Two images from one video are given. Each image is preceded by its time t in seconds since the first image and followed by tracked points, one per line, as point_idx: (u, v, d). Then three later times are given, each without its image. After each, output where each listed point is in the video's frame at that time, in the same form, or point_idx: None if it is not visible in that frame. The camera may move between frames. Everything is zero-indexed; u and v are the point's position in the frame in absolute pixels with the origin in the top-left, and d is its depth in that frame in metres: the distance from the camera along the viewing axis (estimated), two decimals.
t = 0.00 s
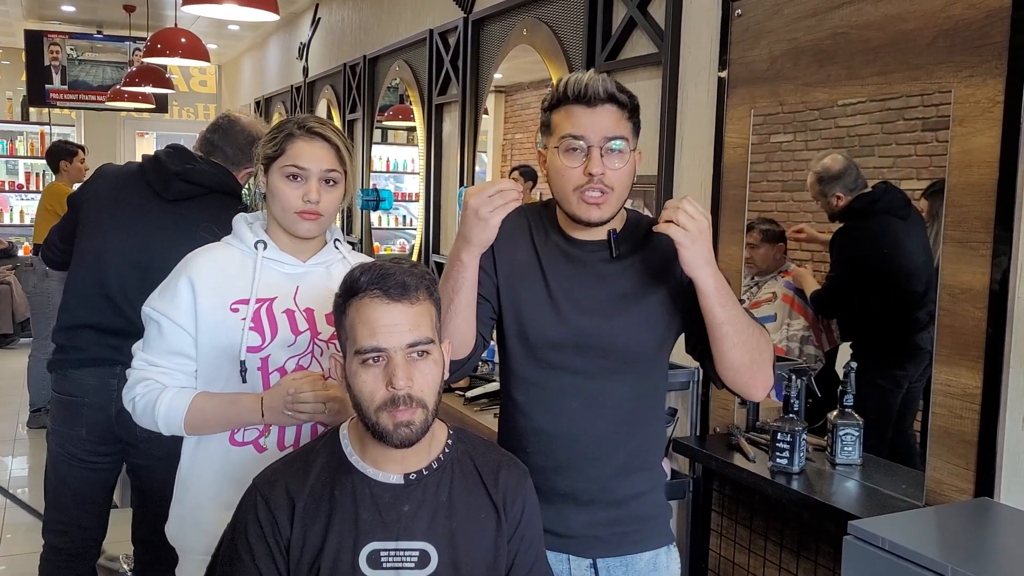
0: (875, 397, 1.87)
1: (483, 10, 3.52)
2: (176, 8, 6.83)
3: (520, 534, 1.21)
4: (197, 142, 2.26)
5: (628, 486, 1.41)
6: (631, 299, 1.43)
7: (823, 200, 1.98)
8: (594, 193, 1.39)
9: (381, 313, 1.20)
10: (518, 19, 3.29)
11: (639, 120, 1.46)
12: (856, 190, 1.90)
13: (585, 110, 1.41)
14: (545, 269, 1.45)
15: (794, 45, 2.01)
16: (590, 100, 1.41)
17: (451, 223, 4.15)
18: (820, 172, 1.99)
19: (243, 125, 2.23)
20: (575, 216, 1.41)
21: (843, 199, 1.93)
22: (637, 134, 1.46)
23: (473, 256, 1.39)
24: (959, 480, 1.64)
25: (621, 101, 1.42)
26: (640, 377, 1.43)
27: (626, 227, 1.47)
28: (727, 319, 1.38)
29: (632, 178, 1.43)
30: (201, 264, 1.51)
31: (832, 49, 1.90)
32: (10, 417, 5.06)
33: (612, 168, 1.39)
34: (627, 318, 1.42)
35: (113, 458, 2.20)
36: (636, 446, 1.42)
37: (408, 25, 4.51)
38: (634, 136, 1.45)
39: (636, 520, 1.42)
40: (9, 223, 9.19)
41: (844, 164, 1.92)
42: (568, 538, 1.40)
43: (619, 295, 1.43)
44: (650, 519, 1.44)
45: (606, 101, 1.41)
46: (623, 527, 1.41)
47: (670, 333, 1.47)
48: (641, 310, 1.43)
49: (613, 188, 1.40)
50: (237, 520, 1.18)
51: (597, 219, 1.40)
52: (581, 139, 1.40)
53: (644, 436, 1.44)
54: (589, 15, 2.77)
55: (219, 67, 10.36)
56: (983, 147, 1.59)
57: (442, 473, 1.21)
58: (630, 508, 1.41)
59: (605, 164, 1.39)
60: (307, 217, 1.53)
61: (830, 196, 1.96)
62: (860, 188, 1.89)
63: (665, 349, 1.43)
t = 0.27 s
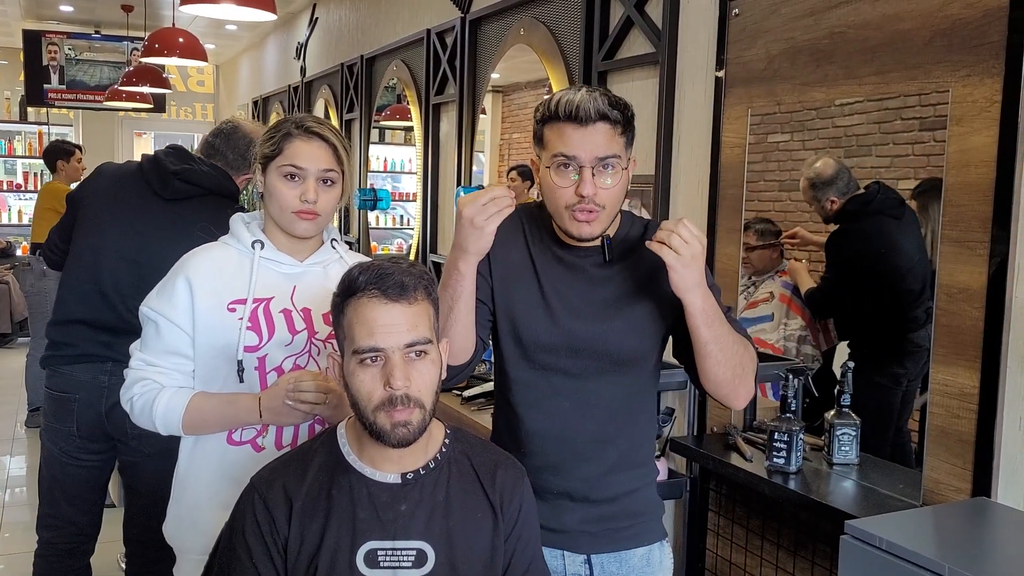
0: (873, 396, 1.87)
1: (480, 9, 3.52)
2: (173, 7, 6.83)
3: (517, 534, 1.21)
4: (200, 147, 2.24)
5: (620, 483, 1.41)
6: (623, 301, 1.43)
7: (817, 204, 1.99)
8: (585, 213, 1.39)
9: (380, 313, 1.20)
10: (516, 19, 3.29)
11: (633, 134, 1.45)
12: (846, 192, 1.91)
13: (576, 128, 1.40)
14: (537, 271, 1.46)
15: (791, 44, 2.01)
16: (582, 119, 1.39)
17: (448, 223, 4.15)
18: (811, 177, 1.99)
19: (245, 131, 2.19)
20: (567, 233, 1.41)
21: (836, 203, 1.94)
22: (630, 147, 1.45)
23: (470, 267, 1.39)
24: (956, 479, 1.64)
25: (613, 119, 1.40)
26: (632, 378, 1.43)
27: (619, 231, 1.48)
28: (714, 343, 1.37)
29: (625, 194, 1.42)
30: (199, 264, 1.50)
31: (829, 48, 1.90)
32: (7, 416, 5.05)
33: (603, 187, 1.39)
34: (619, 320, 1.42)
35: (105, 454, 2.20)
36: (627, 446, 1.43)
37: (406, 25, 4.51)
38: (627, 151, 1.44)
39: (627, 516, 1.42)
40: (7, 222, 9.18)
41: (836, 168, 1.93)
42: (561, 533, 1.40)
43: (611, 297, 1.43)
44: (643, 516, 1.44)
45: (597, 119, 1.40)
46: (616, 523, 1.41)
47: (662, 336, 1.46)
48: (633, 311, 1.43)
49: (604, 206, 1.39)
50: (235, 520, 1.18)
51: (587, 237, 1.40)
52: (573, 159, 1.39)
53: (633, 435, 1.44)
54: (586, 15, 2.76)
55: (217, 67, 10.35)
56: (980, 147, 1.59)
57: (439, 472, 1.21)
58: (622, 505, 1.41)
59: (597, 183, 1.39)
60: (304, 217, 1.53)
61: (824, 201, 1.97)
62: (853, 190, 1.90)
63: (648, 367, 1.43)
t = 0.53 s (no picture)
0: (872, 396, 1.87)
1: (480, 9, 3.52)
2: (172, 7, 6.83)
3: (518, 533, 1.21)
4: (202, 146, 2.23)
5: (620, 484, 1.42)
6: (622, 304, 1.44)
7: (813, 206, 2.00)
8: (587, 202, 1.40)
9: (381, 314, 1.20)
10: (515, 19, 3.30)
11: (634, 130, 1.47)
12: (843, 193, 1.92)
13: (579, 119, 1.41)
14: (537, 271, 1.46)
15: (790, 45, 2.01)
16: (584, 110, 1.41)
17: (447, 223, 4.15)
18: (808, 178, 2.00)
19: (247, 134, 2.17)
20: (569, 223, 1.41)
21: (832, 204, 1.95)
22: (631, 140, 1.47)
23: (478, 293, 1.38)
24: (956, 479, 1.64)
25: (615, 110, 1.42)
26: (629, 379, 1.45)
27: (622, 229, 1.47)
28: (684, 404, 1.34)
29: (626, 185, 1.43)
30: (200, 264, 1.50)
31: (828, 48, 1.90)
32: (7, 416, 5.04)
33: (605, 178, 1.40)
34: (617, 323, 1.43)
35: (105, 453, 2.21)
36: (627, 447, 1.43)
37: (405, 25, 4.51)
38: (628, 144, 1.45)
39: (628, 515, 1.42)
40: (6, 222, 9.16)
41: (832, 170, 1.94)
42: (563, 534, 1.40)
43: (609, 300, 1.44)
44: (645, 516, 1.44)
45: (600, 111, 1.41)
46: (618, 523, 1.41)
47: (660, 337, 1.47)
48: (632, 315, 1.44)
49: (606, 198, 1.40)
50: (236, 520, 1.18)
51: (590, 227, 1.40)
52: (575, 149, 1.41)
53: (633, 435, 1.44)
54: (586, 15, 2.76)
55: (216, 67, 10.35)
56: (979, 147, 1.59)
57: (440, 472, 1.21)
58: (623, 505, 1.42)
59: (599, 173, 1.40)
60: (304, 218, 1.53)
61: (820, 203, 1.98)
62: (848, 191, 1.91)
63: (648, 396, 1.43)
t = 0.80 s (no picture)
0: (872, 395, 1.87)
1: (480, 8, 3.53)
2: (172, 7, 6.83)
3: (518, 533, 1.21)
4: (206, 147, 2.23)
5: (620, 485, 1.42)
6: (625, 301, 1.44)
7: (811, 208, 2.01)
8: (590, 185, 1.42)
9: (381, 313, 1.20)
10: (514, 19, 3.30)
11: (635, 116, 1.50)
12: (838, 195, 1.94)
13: (582, 103, 1.44)
14: (538, 271, 1.46)
15: (790, 44, 2.01)
16: (587, 93, 1.43)
17: (448, 223, 4.16)
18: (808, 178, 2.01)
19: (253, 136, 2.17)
20: (571, 208, 1.43)
21: (829, 206, 1.97)
22: (632, 128, 1.49)
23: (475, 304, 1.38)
24: (956, 478, 1.65)
25: (617, 96, 1.45)
26: (631, 378, 1.45)
27: (623, 224, 1.48)
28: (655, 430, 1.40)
29: (628, 172, 1.46)
30: (200, 263, 1.50)
31: (828, 48, 1.91)
32: (7, 416, 5.04)
33: (608, 162, 1.43)
34: (621, 319, 1.43)
35: (106, 453, 2.21)
36: (627, 447, 1.44)
37: (405, 24, 4.51)
38: (630, 130, 1.48)
39: (628, 515, 1.42)
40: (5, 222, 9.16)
41: (828, 172, 1.96)
42: (566, 535, 1.40)
43: (613, 296, 1.43)
44: (646, 517, 1.45)
45: (602, 94, 1.44)
46: (620, 524, 1.41)
47: (662, 338, 1.48)
48: (635, 311, 1.43)
49: (609, 181, 1.43)
50: (236, 519, 1.18)
51: (592, 211, 1.42)
52: (578, 133, 1.43)
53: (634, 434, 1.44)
54: (586, 14, 2.77)
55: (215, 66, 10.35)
56: (979, 146, 1.59)
57: (440, 471, 1.21)
58: (625, 506, 1.42)
59: (602, 157, 1.42)
60: (305, 218, 1.53)
61: (817, 204, 2.00)
62: (845, 193, 1.92)
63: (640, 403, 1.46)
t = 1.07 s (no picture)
0: (871, 397, 1.87)
1: (479, 10, 3.53)
2: (171, 8, 6.83)
3: (517, 534, 1.21)
4: (206, 150, 2.24)
5: (618, 486, 1.42)
6: (624, 300, 1.44)
7: (807, 210, 2.02)
8: (589, 180, 1.42)
9: (380, 316, 1.20)
10: (514, 20, 3.30)
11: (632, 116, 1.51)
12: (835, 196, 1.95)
13: (580, 100, 1.45)
14: (537, 271, 1.46)
15: (788, 46, 2.01)
16: (585, 90, 1.45)
17: (447, 224, 4.16)
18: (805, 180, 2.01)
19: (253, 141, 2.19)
20: (570, 203, 1.43)
21: (825, 208, 1.98)
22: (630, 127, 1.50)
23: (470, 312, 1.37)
24: (954, 479, 1.65)
25: (615, 94, 1.47)
26: (630, 378, 1.45)
27: (621, 224, 1.48)
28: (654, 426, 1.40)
29: (626, 169, 1.47)
30: (200, 265, 1.51)
31: (827, 50, 1.91)
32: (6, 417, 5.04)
33: (606, 157, 1.43)
34: (620, 318, 1.43)
35: (105, 455, 2.21)
36: (625, 448, 1.44)
37: (404, 25, 4.51)
38: (628, 129, 1.49)
39: (627, 516, 1.42)
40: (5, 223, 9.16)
41: (823, 175, 1.98)
42: (565, 537, 1.40)
43: (612, 295, 1.44)
44: (645, 518, 1.45)
45: (600, 92, 1.45)
46: (619, 525, 1.41)
47: (660, 338, 1.48)
48: (634, 311, 1.44)
49: (607, 177, 1.43)
50: (235, 521, 1.18)
51: (591, 207, 1.42)
52: (577, 128, 1.44)
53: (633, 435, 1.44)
54: (585, 15, 2.77)
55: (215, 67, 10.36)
56: (977, 148, 1.59)
57: (439, 473, 1.21)
58: (624, 507, 1.42)
59: (600, 152, 1.43)
60: (305, 219, 1.53)
61: (813, 207, 2.01)
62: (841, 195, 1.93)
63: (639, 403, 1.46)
